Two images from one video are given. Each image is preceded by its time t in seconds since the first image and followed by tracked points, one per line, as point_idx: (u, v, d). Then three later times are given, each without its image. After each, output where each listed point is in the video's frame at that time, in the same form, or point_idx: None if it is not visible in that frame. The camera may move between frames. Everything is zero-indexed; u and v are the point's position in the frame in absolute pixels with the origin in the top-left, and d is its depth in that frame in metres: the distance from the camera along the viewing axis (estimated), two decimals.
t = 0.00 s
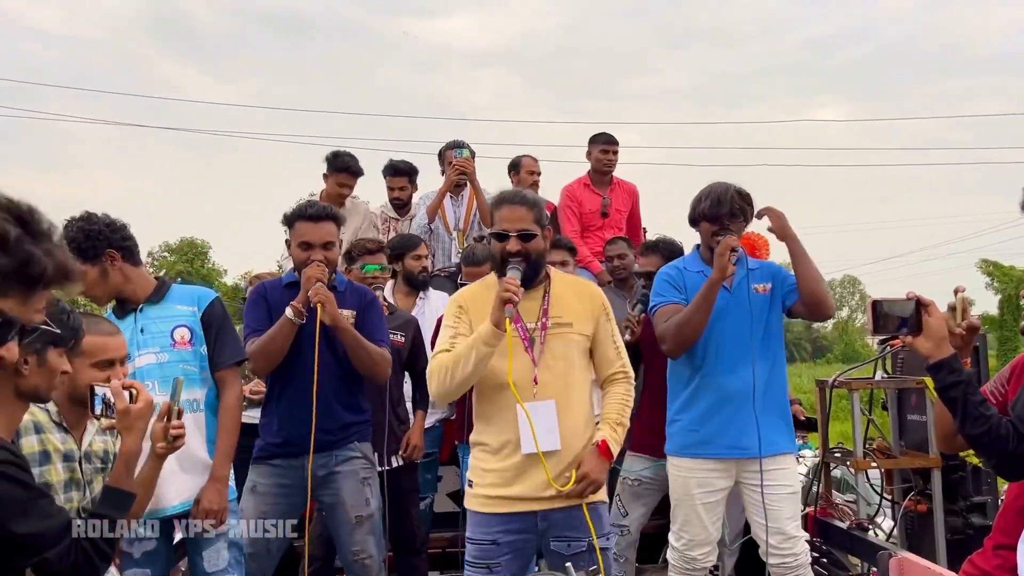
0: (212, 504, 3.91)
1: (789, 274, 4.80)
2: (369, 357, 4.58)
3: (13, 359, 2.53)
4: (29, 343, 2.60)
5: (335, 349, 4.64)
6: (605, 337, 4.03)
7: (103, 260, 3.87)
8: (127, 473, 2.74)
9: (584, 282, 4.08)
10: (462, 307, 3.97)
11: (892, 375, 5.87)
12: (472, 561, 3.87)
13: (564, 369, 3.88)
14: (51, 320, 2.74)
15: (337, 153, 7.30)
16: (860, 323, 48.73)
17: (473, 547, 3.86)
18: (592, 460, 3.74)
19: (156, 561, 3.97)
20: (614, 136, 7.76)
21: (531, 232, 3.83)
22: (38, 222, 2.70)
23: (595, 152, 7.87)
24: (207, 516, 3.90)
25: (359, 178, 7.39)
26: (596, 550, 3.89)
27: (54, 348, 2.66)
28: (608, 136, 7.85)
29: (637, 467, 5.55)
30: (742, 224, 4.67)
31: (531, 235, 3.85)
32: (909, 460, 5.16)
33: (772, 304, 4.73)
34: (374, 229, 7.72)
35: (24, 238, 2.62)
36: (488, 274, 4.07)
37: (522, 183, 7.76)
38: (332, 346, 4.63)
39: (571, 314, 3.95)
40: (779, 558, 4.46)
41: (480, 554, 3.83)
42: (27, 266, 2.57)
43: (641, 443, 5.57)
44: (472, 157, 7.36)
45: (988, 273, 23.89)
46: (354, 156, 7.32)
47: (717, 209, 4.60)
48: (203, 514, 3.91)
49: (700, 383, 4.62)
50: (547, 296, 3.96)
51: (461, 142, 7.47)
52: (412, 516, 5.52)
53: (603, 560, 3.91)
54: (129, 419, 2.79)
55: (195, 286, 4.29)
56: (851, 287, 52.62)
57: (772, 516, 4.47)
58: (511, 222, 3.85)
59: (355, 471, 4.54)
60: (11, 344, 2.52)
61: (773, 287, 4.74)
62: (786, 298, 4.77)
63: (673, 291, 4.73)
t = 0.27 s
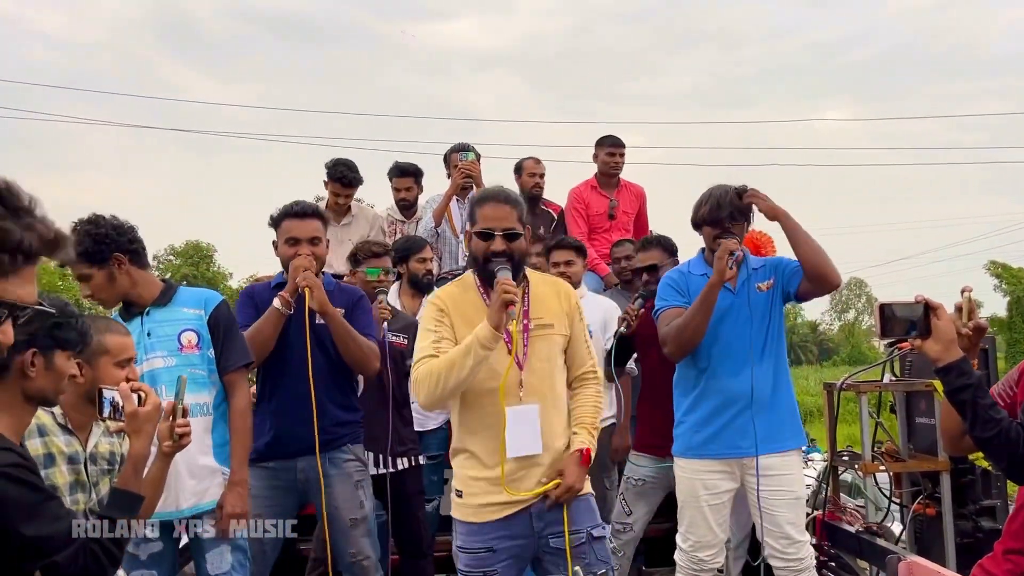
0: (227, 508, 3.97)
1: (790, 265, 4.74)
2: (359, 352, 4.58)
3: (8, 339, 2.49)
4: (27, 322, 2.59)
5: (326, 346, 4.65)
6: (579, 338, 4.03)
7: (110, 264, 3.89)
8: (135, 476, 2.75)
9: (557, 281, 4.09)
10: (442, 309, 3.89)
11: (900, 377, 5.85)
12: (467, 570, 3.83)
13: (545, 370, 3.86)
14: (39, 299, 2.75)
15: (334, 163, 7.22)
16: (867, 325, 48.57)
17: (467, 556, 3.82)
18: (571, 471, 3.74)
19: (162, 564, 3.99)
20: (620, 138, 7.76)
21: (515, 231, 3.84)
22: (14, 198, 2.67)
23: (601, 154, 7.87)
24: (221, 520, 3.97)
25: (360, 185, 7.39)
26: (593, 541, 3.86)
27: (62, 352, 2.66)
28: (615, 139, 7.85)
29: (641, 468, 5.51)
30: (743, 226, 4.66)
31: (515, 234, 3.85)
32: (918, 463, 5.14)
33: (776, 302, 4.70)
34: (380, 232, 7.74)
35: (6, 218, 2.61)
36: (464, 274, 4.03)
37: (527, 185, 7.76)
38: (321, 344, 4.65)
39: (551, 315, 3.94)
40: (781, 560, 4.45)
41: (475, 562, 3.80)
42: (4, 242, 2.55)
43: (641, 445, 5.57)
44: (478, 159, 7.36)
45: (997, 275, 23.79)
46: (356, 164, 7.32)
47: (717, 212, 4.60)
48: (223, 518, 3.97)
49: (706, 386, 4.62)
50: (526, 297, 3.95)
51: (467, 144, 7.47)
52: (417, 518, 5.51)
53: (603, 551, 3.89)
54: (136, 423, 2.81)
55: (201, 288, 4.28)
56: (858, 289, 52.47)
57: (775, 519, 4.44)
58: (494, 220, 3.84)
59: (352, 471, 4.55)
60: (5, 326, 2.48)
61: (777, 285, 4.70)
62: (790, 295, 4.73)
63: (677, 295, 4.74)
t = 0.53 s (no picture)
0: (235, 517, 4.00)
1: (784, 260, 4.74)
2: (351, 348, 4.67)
3: None
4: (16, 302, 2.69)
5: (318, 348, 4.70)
6: (570, 340, 4.09)
7: (119, 271, 3.92)
8: (142, 480, 2.77)
9: (548, 285, 4.12)
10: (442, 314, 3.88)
11: (904, 380, 5.85)
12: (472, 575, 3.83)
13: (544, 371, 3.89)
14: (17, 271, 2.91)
15: (341, 169, 7.32)
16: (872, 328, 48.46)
17: (472, 560, 3.81)
18: (574, 466, 3.79)
19: (166, 566, 4.03)
20: (624, 141, 7.77)
21: (515, 234, 3.87)
22: None
23: (605, 157, 7.88)
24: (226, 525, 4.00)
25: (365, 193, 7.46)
26: (598, 534, 3.86)
27: (69, 357, 2.69)
28: (619, 142, 7.86)
29: (624, 474, 5.62)
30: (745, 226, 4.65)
31: (515, 235, 3.88)
32: (922, 466, 5.14)
33: (775, 302, 4.70)
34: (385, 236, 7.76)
35: None
36: (460, 279, 4.04)
37: (531, 188, 7.79)
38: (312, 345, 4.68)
39: (548, 319, 3.97)
40: (787, 563, 4.42)
41: (481, 566, 3.80)
42: None
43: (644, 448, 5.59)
44: (483, 163, 7.39)
45: (1003, 278, 23.70)
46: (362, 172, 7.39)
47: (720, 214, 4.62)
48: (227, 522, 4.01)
49: (709, 387, 4.63)
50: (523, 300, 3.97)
51: (472, 148, 7.49)
52: (419, 522, 5.53)
53: (608, 543, 3.89)
54: (144, 427, 2.82)
55: (213, 293, 4.30)
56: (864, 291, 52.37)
57: (780, 523, 4.44)
58: (494, 222, 3.87)
59: (342, 474, 4.60)
60: None
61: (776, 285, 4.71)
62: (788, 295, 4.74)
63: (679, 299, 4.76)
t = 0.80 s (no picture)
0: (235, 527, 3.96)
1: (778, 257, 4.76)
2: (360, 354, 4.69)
3: None
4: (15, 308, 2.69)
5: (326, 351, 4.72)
6: (588, 344, 4.08)
7: (135, 272, 3.94)
8: (144, 483, 2.77)
9: (567, 291, 4.12)
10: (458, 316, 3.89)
11: (906, 384, 5.85)
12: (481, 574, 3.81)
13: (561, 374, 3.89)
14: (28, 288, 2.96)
15: (342, 177, 7.36)
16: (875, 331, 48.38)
17: (481, 560, 3.80)
18: (591, 464, 3.78)
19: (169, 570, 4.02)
20: (625, 145, 7.78)
21: (532, 240, 3.87)
22: None
23: (606, 161, 7.89)
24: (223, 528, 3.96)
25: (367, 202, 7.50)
26: (607, 545, 3.84)
27: (72, 361, 2.69)
28: (621, 146, 7.87)
29: (619, 479, 5.59)
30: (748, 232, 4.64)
31: (531, 242, 3.88)
32: (925, 470, 5.13)
33: (777, 303, 4.70)
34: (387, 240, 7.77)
35: None
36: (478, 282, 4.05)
37: (532, 192, 7.79)
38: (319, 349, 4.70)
39: (563, 322, 3.97)
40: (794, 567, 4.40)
41: (490, 566, 3.78)
42: None
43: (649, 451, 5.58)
44: (483, 167, 7.40)
45: (1008, 281, 23.64)
46: (364, 182, 7.41)
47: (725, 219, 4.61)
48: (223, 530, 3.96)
49: (714, 388, 4.62)
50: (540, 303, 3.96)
51: (473, 151, 7.51)
52: (422, 526, 5.52)
53: (616, 555, 3.87)
54: (146, 430, 2.83)
55: (224, 298, 4.31)
56: (867, 295, 52.28)
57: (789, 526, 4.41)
58: (513, 227, 3.87)
59: (348, 480, 4.60)
60: None
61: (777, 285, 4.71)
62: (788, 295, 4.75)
63: (680, 301, 4.76)
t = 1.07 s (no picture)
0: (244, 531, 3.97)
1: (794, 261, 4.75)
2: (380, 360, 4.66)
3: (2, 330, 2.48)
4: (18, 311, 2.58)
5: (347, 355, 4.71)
6: (633, 352, 4.07)
7: (143, 272, 3.97)
8: (146, 487, 2.77)
9: (614, 299, 4.14)
10: (495, 321, 4.01)
11: (910, 389, 5.84)
12: (500, 569, 3.83)
13: (597, 380, 3.89)
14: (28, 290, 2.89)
15: (340, 187, 7.38)
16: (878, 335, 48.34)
17: (501, 554, 3.83)
18: (623, 469, 3.77)
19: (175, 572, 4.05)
20: (628, 148, 7.78)
21: (567, 239, 3.99)
22: None
23: (608, 165, 7.90)
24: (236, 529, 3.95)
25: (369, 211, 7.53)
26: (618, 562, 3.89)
27: (76, 365, 2.69)
28: (623, 149, 7.87)
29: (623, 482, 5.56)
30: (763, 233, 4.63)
31: (566, 241, 4.00)
32: (928, 475, 5.12)
33: (790, 306, 4.71)
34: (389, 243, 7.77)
35: None
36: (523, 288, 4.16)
37: (533, 195, 7.80)
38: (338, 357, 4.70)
39: (601, 329, 3.98)
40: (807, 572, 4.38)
41: (510, 562, 3.80)
42: None
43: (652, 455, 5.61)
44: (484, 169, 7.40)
45: (1011, 284, 23.59)
46: (364, 193, 7.42)
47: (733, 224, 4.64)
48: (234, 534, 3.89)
49: (730, 392, 4.61)
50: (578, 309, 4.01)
51: (475, 154, 7.52)
52: (425, 530, 5.53)
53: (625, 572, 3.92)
54: (148, 434, 2.82)
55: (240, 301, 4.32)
56: (869, 298, 52.26)
57: (800, 530, 4.41)
58: (548, 229, 4.03)
59: (365, 485, 4.56)
60: None
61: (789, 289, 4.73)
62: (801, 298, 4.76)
63: (693, 307, 4.76)
